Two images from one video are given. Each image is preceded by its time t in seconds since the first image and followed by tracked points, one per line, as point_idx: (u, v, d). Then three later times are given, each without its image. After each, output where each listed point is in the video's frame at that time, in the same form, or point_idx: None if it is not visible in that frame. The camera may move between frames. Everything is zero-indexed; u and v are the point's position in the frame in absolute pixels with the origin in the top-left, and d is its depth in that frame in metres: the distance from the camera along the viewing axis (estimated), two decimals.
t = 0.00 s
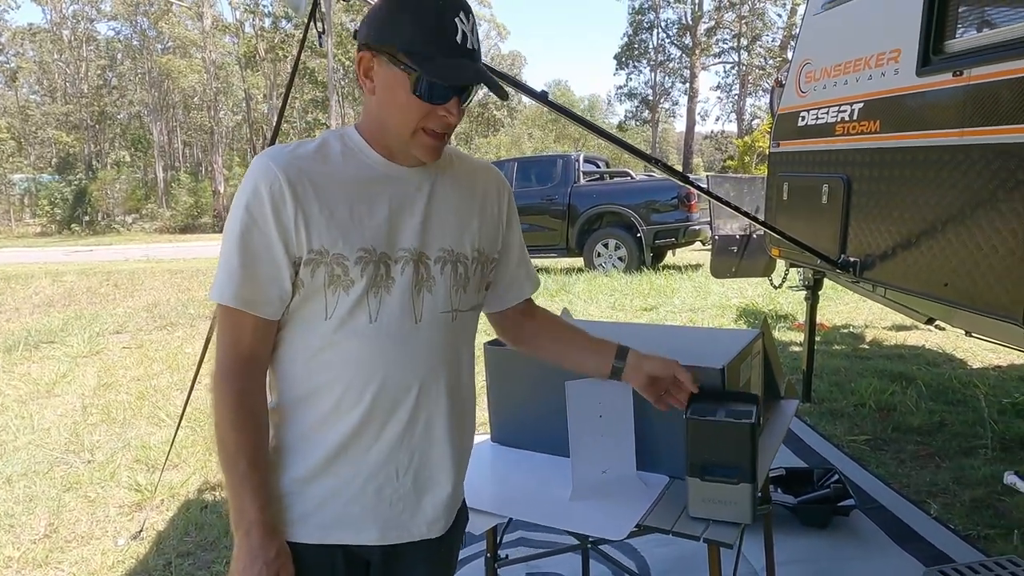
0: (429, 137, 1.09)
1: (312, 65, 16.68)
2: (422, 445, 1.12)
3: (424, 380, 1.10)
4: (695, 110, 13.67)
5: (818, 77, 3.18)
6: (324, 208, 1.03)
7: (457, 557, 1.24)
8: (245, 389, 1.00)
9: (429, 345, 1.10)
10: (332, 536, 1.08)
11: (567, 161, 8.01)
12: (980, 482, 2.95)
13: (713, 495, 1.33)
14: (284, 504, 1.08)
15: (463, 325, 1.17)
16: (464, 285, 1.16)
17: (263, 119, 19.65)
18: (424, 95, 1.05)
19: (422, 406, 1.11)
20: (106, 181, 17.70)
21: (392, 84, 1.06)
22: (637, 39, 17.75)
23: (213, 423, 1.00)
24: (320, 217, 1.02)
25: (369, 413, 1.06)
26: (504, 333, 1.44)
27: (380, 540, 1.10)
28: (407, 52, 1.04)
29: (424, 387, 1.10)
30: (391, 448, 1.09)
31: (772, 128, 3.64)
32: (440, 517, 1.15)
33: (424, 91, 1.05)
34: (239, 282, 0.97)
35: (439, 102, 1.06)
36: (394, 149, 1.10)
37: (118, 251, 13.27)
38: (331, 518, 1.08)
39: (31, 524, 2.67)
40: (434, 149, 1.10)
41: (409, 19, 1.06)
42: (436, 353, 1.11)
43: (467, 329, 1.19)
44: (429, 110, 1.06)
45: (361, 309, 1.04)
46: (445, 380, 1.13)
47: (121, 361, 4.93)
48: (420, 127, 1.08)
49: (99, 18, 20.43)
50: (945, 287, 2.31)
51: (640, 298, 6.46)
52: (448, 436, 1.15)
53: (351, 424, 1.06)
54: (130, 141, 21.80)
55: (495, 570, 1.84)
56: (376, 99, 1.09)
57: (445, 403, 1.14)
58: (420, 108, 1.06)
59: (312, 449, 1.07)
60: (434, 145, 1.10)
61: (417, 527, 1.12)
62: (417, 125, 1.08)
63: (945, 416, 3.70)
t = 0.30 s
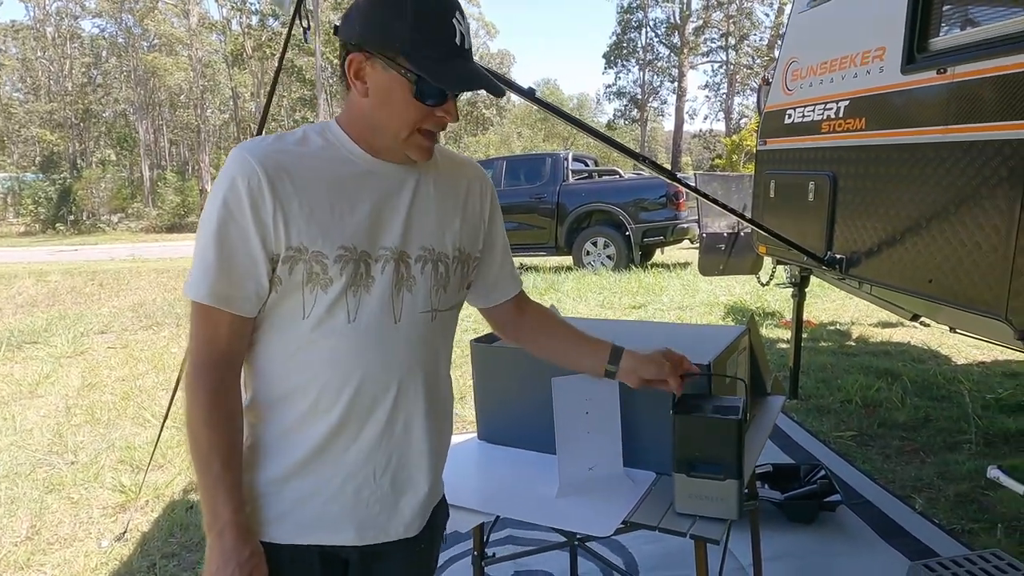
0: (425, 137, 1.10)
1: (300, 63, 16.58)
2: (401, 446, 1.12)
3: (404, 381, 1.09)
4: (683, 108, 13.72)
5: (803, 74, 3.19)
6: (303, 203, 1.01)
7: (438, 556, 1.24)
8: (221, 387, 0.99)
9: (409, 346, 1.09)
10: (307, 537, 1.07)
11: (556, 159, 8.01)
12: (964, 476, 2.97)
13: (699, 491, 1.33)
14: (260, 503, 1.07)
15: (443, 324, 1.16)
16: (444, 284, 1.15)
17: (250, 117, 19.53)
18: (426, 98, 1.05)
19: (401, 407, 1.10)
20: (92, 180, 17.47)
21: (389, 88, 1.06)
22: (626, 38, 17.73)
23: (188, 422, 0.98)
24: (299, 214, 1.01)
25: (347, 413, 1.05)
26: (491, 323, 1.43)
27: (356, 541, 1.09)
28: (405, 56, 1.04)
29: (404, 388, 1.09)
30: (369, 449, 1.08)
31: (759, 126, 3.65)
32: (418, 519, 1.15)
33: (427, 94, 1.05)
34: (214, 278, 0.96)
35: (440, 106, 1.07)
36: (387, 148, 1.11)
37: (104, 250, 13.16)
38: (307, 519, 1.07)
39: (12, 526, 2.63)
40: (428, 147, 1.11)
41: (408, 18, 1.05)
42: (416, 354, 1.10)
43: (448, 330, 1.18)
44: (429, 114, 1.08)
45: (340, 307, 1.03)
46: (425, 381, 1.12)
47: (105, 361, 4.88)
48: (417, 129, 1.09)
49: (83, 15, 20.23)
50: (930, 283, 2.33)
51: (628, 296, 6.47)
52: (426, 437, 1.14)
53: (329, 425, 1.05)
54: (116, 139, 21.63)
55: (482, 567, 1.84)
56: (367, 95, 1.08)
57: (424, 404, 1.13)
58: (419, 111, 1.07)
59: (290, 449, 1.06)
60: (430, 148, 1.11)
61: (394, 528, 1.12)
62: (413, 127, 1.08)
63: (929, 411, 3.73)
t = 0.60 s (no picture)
0: (344, 103, 1.07)
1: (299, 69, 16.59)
2: (378, 448, 1.10)
3: (379, 381, 1.08)
4: (682, 114, 13.74)
5: (799, 77, 3.19)
6: (263, 199, 1.01)
7: (427, 561, 1.23)
8: (184, 388, 0.99)
9: (383, 344, 1.08)
10: (284, 544, 1.06)
11: (554, 164, 8.02)
12: (962, 481, 2.95)
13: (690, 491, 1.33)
14: (236, 509, 1.06)
15: (421, 321, 1.15)
16: (421, 280, 1.14)
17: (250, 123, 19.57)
18: (326, 62, 1.06)
19: (378, 408, 1.09)
20: (92, 186, 17.61)
21: (300, 58, 1.08)
22: (625, 44, 17.71)
23: (153, 426, 0.98)
24: (258, 211, 1.00)
25: (318, 415, 1.04)
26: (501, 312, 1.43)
27: (336, 546, 1.08)
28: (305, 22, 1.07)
29: (379, 389, 1.08)
30: (344, 451, 1.07)
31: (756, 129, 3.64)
32: (401, 522, 1.13)
33: (326, 58, 1.06)
34: (171, 279, 0.95)
35: (343, 65, 1.06)
36: (324, 126, 1.09)
37: (103, 256, 13.19)
38: (283, 524, 1.06)
39: (2, 532, 2.61)
40: (353, 116, 1.07)
41: None
42: (390, 352, 1.09)
43: (427, 327, 1.17)
44: (336, 75, 1.06)
45: (309, 307, 1.02)
46: (402, 380, 1.11)
47: (101, 366, 4.87)
48: (333, 96, 1.07)
49: (85, 21, 20.28)
50: (926, 285, 2.32)
51: (626, 301, 6.46)
52: (405, 438, 1.12)
53: (301, 427, 1.04)
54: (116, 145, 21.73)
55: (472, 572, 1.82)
56: (298, 79, 1.12)
57: (402, 405, 1.11)
58: (325, 73, 1.06)
59: (262, 453, 1.05)
60: (354, 111, 1.07)
61: (375, 532, 1.11)
62: (328, 93, 1.07)
63: (928, 415, 3.71)
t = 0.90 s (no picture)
0: (348, 115, 1.09)
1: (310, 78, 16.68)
2: (388, 461, 1.11)
3: (388, 393, 1.09)
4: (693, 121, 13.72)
5: (810, 87, 3.19)
6: (270, 212, 1.03)
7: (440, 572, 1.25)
8: (190, 401, 1.02)
9: (393, 355, 1.09)
10: (296, 560, 1.07)
11: (564, 171, 8.04)
12: (976, 493, 2.93)
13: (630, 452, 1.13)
14: (245, 524, 1.08)
15: (431, 333, 1.16)
16: (430, 291, 1.15)
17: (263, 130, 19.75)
18: (326, 74, 1.09)
19: (388, 421, 1.10)
20: (106, 194, 17.96)
21: (305, 70, 1.11)
22: (635, 52, 17.66)
23: (163, 440, 1.01)
24: (267, 224, 1.02)
25: (329, 427, 1.06)
26: (498, 329, 1.45)
27: (349, 561, 1.09)
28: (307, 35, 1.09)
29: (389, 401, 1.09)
30: (355, 463, 1.08)
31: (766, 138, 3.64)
32: (413, 535, 1.14)
33: (326, 70, 1.09)
34: (180, 294, 0.98)
35: (343, 76, 1.08)
36: (330, 137, 1.11)
37: (117, 262, 13.34)
38: (296, 539, 1.07)
39: (18, 537, 2.64)
40: (357, 128, 1.09)
41: (308, 6, 1.11)
42: (400, 364, 1.10)
43: (437, 338, 1.17)
44: (337, 86, 1.09)
45: (319, 319, 1.03)
46: (411, 392, 1.12)
47: (115, 372, 4.92)
48: (337, 107, 1.10)
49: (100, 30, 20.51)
50: (938, 296, 2.30)
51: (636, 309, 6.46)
52: (415, 450, 1.13)
53: (311, 438, 1.06)
54: (130, 152, 21.99)
55: None
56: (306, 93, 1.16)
57: (412, 418, 1.13)
58: (328, 86, 1.09)
59: (271, 464, 1.07)
60: (358, 121, 1.09)
61: (387, 547, 1.11)
62: (332, 105, 1.10)
63: (941, 426, 3.69)
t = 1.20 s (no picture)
0: (366, 133, 1.12)
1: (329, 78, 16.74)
2: (406, 482, 1.13)
3: (404, 413, 1.11)
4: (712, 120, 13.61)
5: (833, 93, 3.18)
6: (290, 233, 1.09)
7: None
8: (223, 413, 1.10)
9: (409, 375, 1.11)
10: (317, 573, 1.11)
11: (583, 173, 8.05)
12: (1001, 503, 2.92)
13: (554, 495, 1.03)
14: (272, 534, 1.14)
15: (455, 354, 1.17)
16: (452, 312, 1.16)
17: (282, 130, 19.89)
18: (344, 92, 1.13)
19: (404, 441, 1.12)
20: (128, 193, 18.15)
21: (326, 90, 1.16)
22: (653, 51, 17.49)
23: (200, 449, 1.10)
24: (287, 246, 1.08)
25: (345, 444, 1.10)
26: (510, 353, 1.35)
27: None
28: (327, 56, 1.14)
29: (405, 420, 1.12)
30: (372, 481, 1.11)
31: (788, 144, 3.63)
32: (433, 557, 1.15)
33: (343, 89, 1.13)
34: (209, 312, 1.07)
35: (359, 93, 1.12)
36: (352, 156, 1.15)
37: (139, 260, 13.51)
38: (315, 553, 1.11)
39: (53, 534, 2.71)
40: (375, 144, 1.12)
41: (328, 32, 1.16)
42: (417, 384, 1.12)
43: (460, 360, 1.18)
44: (354, 103, 1.12)
45: (334, 338, 1.08)
46: (429, 414, 1.13)
47: (140, 371, 5.00)
48: (356, 125, 1.13)
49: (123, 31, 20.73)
50: (964, 306, 2.30)
51: (655, 312, 6.46)
52: (434, 472, 1.14)
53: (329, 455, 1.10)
54: (152, 152, 22.27)
55: None
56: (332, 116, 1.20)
57: (431, 439, 1.14)
58: (347, 104, 1.13)
59: (295, 479, 1.13)
60: (376, 137, 1.12)
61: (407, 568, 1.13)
62: (351, 122, 1.13)
63: (965, 434, 3.66)
